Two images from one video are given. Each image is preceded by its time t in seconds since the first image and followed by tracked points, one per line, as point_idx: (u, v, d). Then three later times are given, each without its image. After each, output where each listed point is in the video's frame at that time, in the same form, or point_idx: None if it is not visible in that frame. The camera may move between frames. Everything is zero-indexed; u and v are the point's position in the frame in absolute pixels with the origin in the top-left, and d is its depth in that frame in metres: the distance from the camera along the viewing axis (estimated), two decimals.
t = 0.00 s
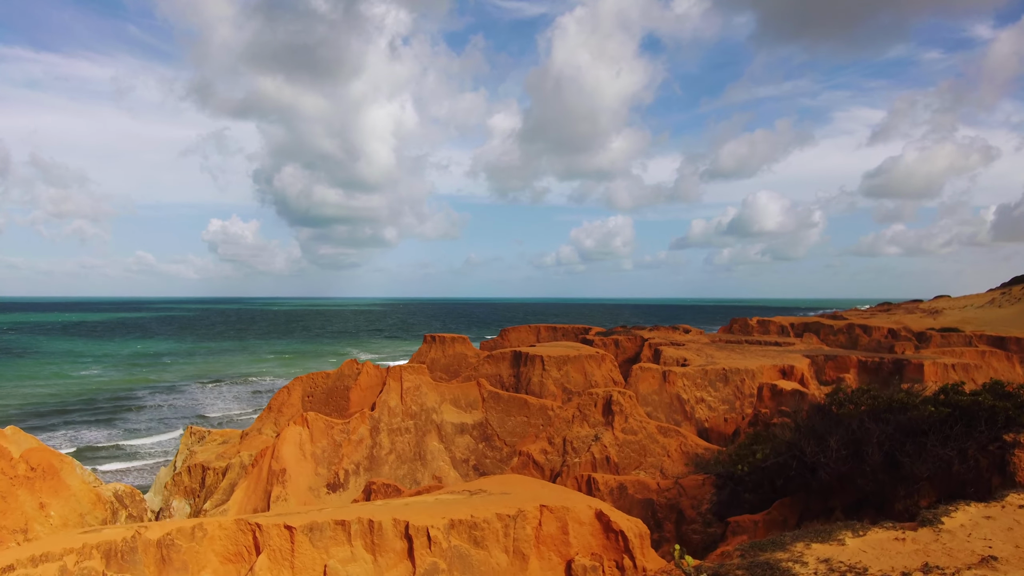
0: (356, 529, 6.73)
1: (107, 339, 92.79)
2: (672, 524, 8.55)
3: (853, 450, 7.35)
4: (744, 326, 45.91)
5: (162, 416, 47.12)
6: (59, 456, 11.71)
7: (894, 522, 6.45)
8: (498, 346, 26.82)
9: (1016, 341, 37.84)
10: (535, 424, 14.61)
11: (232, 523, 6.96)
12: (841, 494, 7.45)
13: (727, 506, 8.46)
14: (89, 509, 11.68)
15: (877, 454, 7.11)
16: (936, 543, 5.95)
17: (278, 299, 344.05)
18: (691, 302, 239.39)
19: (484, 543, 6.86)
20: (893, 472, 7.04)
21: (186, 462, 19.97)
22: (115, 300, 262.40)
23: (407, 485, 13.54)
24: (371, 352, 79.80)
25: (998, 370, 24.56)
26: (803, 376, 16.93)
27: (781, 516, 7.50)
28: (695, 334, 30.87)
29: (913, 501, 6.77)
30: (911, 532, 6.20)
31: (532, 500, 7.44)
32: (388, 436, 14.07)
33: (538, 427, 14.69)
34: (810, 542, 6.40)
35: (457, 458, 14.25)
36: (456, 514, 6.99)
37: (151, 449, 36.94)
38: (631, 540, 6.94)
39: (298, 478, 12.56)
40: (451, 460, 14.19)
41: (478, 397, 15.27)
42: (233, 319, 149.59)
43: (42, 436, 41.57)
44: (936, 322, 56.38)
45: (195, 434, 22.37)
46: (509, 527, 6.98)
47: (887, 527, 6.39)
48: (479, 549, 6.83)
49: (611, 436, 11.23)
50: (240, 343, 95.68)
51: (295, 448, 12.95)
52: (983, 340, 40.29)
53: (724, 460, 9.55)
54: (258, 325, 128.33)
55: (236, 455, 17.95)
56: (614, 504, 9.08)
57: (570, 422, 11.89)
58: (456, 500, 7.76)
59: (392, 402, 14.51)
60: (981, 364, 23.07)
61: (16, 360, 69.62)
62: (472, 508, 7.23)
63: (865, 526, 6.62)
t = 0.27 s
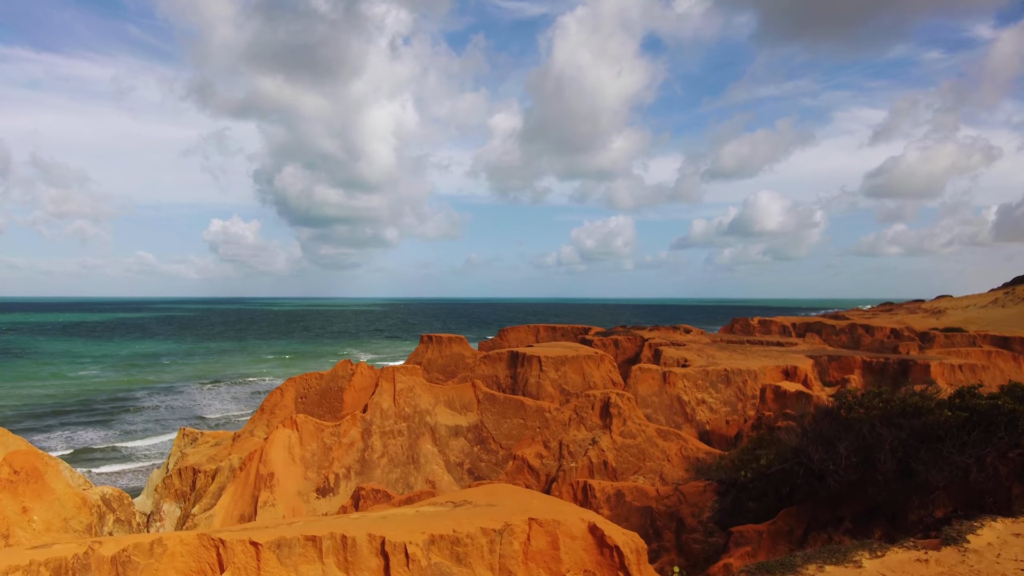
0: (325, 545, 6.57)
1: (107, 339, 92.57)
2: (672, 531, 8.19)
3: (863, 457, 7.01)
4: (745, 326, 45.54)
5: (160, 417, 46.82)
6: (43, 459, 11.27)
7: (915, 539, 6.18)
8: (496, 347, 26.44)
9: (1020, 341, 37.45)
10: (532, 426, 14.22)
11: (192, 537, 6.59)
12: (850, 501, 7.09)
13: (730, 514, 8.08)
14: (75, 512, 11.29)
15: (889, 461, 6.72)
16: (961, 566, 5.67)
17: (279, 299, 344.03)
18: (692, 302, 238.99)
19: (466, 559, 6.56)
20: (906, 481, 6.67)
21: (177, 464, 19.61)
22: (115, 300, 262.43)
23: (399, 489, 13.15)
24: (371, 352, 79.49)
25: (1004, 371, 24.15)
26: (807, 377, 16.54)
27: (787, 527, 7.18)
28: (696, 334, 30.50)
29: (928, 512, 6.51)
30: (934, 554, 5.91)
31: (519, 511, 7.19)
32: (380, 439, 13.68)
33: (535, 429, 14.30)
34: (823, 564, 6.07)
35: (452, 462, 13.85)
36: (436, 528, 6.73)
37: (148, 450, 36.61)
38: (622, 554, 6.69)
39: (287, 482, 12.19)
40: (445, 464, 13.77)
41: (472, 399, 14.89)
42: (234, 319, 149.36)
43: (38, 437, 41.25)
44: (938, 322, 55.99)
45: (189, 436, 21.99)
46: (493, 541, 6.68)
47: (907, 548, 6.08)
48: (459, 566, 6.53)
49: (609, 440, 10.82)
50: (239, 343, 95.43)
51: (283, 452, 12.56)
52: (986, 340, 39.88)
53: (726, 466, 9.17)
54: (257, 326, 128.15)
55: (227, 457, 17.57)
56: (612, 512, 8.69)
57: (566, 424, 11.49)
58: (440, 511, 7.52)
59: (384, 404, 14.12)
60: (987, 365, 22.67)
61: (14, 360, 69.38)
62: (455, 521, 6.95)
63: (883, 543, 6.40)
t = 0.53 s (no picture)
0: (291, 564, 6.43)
1: (106, 340, 92.34)
2: (670, 540, 7.83)
3: (875, 465, 6.66)
4: (746, 326, 45.14)
5: (157, 418, 46.50)
6: (26, 461, 10.85)
7: (939, 559, 5.70)
8: (494, 347, 26.06)
9: None
10: (527, 429, 13.85)
11: (148, 555, 6.35)
12: (862, 512, 6.70)
13: (732, 523, 7.73)
14: (58, 518, 10.79)
15: (903, 469, 6.38)
16: None
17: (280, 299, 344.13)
18: (693, 302, 238.53)
19: None
20: (920, 490, 6.33)
21: (167, 467, 19.22)
22: (117, 300, 262.80)
23: (390, 493, 12.77)
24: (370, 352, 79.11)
25: (1010, 371, 23.74)
26: (810, 378, 16.16)
27: (793, 537, 6.86)
28: (697, 334, 30.15)
29: (943, 522, 6.10)
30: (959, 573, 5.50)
31: (505, 523, 6.92)
32: (372, 441, 13.28)
33: (531, 432, 13.91)
34: None
35: (445, 465, 13.45)
36: (415, 545, 6.40)
37: (143, 452, 36.21)
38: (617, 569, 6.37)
39: (274, 486, 11.84)
40: (438, 467, 13.36)
41: (467, 400, 14.51)
42: (234, 320, 149.07)
43: (33, 439, 40.84)
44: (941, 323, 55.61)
45: (181, 437, 21.61)
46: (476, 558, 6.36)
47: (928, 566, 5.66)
48: None
49: (606, 443, 10.43)
50: (238, 343, 95.14)
51: (271, 455, 12.18)
52: (990, 340, 39.45)
53: (728, 471, 8.83)
54: (257, 326, 127.93)
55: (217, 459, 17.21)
56: (608, 519, 8.27)
57: (561, 427, 11.10)
58: (418, 524, 7.30)
59: (376, 406, 13.71)
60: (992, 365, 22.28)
61: (12, 361, 69.10)
62: (436, 536, 6.67)
63: (896, 558, 6.02)
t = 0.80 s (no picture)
0: None
1: (104, 340, 92.08)
2: (670, 552, 7.48)
3: (890, 476, 6.30)
4: (747, 326, 44.76)
5: (153, 419, 46.17)
6: (8, 466, 10.52)
7: None
8: (492, 347, 25.66)
9: None
10: (523, 432, 13.47)
11: None
12: (874, 525, 6.34)
13: (735, 534, 7.39)
14: (42, 522, 10.38)
15: (920, 480, 6.02)
16: None
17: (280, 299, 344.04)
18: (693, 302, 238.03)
19: None
20: (937, 501, 5.98)
21: (157, 470, 18.80)
22: (117, 300, 262.63)
23: (382, 498, 12.36)
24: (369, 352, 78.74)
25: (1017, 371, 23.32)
26: (814, 379, 15.76)
27: (800, 551, 6.51)
28: (698, 334, 29.75)
29: (961, 536, 5.75)
30: None
31: (490, 542, 6.60)
32: (363, 445, 12.88)
33: (527, 435, 13.53)
34: None
35: (438, 469, 13.05)
36: (388, 566, 6.04)
37: (138, 454, 35.81)
38: None
39: (261, 491, 11.46)
40: (431, 471, 12.96)
41: (461, 402, 14.12)
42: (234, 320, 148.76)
43: (28, 440, 40.45)
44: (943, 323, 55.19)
45: (172, 439, 21.20)
46: None
47: None
48: None
49: (603, 448, 10.05)
50: (237, 343, 94.80)
51: (258, 459, 11.79)
52: (994, 340, 39.03)
53: (729, 477, 8.48)
54: (257, 326, 127.69)
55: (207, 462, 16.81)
56: (605, 529, 7.99)
57: (557, 431, 10.71)
58: (395, 543, 6.97)
59: (367, 408, 13.32)
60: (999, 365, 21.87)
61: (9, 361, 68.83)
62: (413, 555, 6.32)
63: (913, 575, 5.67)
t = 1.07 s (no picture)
0: None
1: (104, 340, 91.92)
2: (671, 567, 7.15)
3: (907, 488, 5.93)
4: (749, 326, 44.37)
5: (151, 419, 45.89)
6: None
7: None
8: (491, 348, 25.28)
9: None
10: (519, 435, 13.09)
11: None
12: (887, 539, 6.00)
13: (740, 547, 7.10)
14: (21, 528, 9.84)
15: (940, 492, 5.64)
16: None
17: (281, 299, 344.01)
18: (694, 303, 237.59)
19: None
20: (958, 516, 5.62)
21: (147, 472, 18.41)
22: (118, 300, 262.62)
23: (373, 503, 11.96)
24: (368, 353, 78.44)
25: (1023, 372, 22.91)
26: (818, 381, 15.34)
27: (809, 566, 6.18)
28: (699, 334, 29.36)
29: (984, 553, 5.36)
30: None
31: None
32: (353, 448, 12.48)
33: (523, 438, 13.15)
34: None
35: (432, 474, 12.64)
36: None
37: (134, 456, 35.47)
38: None
39: (247, 497, 11.07)
40: (424, 476, 12.56)
41: (455, 405, 13.73)
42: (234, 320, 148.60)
43: (23, 441, 40.14)
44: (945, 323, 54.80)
45: (165, 441, 20.83)
46: None
47: None
48: None
49: (601, 453, 9.66)
50: (237, 343, 94.52)
51: (244, 464, 11.40)
52: (999, 340, 38.61)
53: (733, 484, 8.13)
54: (257, 326, 127.50)
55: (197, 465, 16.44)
56: (602, 541, 7.73)
57: (553, 435, 10.29)
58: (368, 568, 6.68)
59: (358, 411, 12.92)
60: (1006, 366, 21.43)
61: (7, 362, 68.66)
62: None
63: None
